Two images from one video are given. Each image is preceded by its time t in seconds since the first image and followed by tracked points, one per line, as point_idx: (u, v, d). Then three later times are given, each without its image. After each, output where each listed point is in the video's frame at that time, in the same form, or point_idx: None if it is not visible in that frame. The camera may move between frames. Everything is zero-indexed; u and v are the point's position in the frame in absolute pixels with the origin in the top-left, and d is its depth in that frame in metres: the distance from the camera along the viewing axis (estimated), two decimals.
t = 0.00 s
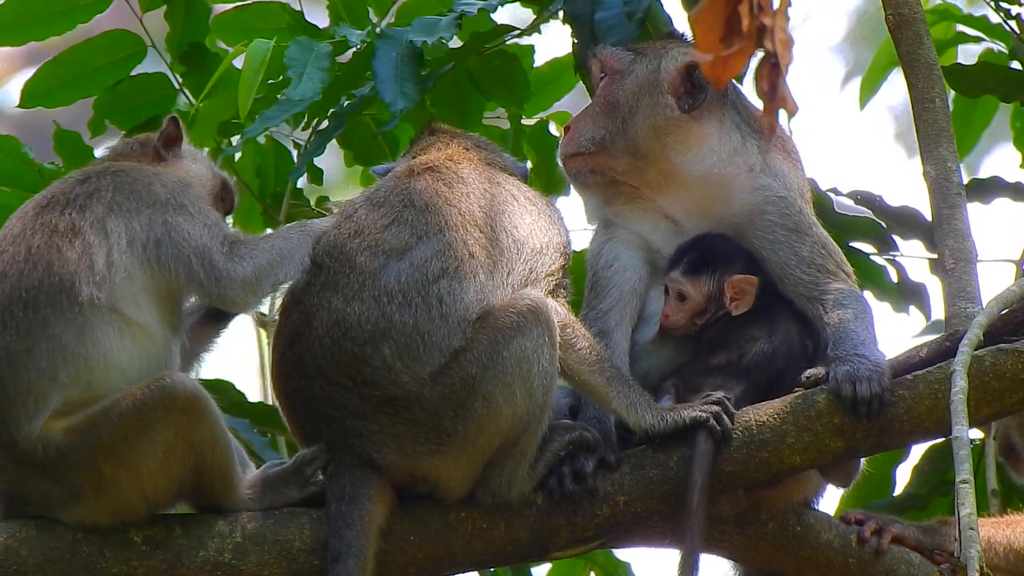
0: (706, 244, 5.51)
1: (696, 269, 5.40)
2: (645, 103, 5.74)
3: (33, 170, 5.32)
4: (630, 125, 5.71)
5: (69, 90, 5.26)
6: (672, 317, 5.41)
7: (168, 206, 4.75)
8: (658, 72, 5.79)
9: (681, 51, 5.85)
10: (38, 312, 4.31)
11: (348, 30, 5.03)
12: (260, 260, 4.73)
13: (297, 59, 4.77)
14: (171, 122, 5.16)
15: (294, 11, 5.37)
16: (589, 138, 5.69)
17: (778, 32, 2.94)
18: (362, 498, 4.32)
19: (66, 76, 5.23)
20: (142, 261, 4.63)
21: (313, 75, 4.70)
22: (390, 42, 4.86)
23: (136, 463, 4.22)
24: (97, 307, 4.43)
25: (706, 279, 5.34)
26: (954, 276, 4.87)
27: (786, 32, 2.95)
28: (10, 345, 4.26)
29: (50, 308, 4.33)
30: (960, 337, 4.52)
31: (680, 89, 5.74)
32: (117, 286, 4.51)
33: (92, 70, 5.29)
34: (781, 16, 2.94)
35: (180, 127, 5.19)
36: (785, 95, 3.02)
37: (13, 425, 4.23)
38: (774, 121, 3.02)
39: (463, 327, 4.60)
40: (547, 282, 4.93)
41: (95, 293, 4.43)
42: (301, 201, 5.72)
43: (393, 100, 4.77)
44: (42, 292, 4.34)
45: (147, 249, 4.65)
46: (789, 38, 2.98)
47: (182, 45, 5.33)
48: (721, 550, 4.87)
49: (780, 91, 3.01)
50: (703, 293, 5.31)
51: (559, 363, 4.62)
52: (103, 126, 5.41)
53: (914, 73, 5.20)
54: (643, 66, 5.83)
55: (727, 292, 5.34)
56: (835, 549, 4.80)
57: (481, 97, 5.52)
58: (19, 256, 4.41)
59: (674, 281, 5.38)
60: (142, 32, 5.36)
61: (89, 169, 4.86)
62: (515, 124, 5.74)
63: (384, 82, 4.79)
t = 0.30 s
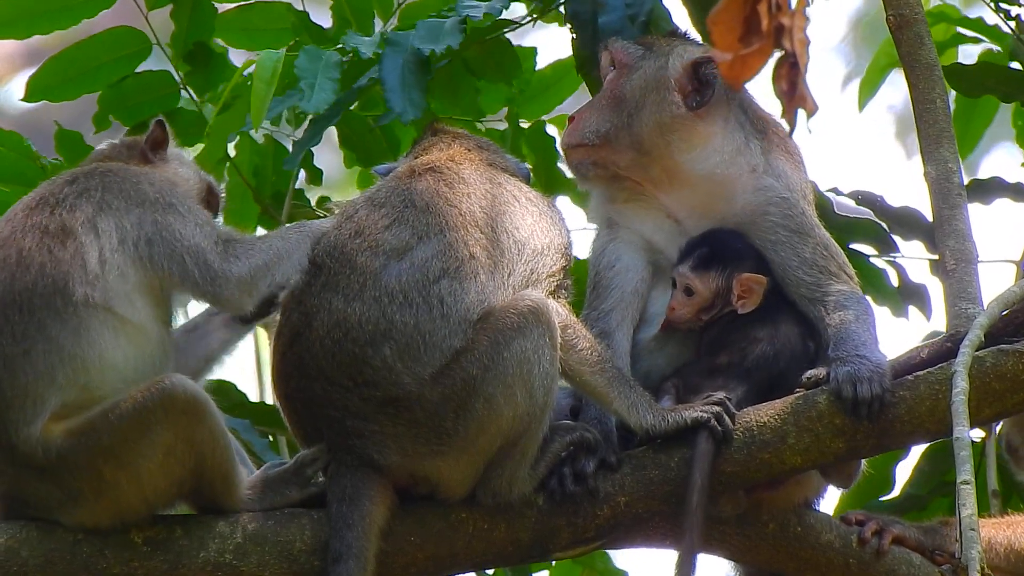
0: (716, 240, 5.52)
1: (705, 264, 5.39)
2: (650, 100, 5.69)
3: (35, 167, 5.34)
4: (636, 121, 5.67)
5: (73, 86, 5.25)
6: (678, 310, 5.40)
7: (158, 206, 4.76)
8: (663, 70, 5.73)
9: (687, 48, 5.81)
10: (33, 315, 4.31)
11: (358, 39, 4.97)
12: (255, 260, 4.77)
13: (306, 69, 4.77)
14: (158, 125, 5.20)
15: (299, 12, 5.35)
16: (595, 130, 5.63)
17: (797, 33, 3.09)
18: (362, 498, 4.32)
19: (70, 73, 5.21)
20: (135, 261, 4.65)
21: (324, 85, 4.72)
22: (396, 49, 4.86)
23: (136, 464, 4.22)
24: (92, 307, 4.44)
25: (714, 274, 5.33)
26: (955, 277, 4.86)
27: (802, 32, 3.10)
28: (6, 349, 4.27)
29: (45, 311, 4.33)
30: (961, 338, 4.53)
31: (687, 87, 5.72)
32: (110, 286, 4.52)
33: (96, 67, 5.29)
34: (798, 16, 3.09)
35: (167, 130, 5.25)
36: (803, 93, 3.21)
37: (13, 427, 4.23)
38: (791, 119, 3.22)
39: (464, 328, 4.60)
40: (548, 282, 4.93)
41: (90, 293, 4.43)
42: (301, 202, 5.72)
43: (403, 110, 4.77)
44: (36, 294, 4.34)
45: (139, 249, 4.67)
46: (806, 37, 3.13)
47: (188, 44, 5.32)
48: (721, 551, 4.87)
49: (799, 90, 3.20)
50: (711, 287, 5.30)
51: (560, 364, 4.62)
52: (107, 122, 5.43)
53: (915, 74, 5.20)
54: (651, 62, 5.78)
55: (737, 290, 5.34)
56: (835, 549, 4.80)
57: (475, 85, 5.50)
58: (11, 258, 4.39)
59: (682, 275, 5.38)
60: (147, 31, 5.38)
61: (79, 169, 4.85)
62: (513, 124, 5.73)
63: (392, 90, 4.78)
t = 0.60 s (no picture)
0: (716, 241, 5.51)
1: (707, 264, 5.38)
2: (654, 96, 5.72)
3: (37, 168, 5.34)
4: (638, 116, 5.69)
5: (75, 87, 5.27)
6: (678, 311, 5.39)
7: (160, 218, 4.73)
8: (669, 67, 5.78)
9: (694, 48, 5.83)
10: (31, 319, 4.32)
11: (355, 33, 4.96)
12: (226, 302, 4.69)
13: (302, 61, 4.77)
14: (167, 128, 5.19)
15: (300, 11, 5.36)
16: (597, 122, 5.65)
17: (796, 28, 2.99)
18: (362, 498, 4.31)
19: (70, 74, 5.23)
20: (130, 273, 4.60)
21: (320, 78, 4.71)
22: (394, 42, 4.87)
23: (135, 470, 4.22)
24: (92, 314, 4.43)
25: (716, 275, 5.33)
26: (955, 277, 4.86)
27: (802, 27, 3.00)
28: (5, 353, 4.29)
29: (44, 317, 4.34)
30: (961, 338, 4.53)
31: (692, 88, 5.73)
32: (109, 295, 4.50)
33: (97, 68, 5.30)
34: (798, 12, 2.98)
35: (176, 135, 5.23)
36: (802, 88, 3.09)
37: (13, 429, 4.24)
38: (790, 115, 3.09)
39: (461, 326, 4.60)
40: (545, 282, 4.93)
41: (87, 301, 4.42)
42: (303, 202, 5.76)
43: (399, 103, 4.79)
44: (34, 298, 4.35)
45: (135, 260, 4.62)
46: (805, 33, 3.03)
47: (189, 45, 5.41)
48: (721, 551, 4.87)
49: (798, 84, 3.07)
50: (712, 288, 5.29)
51: (558, 363, 4.61)
52: (107, 124, 5.40)
53: (915, 74, 5.20)
54: (658, 59, 5.82)
55: (737, 290, 5.35)
56: (835, 550, 4.80)
57: (466, 81, 5.50)
58: (10, 261, 4.40)
59: (682, 276, 5.37)
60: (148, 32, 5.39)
61: (86, 176, 4.85)
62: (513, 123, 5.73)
63: (389, 83, 4.81)
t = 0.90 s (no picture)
0: (715, 241, 5.51)
1: (708, 264, 5.39)
2: (653, 95, 5.71)
3: (41, 165, 5.37)
4: (636, 114, 5.68)
5: (83, 85, 5.29)
6: (680, 313, 5.39)
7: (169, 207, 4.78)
8: (670, 66, 5.78)
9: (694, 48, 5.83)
10: (40, 317, 4.31)
11: (358, 36, 5.00)
12: (243, 272, 4.76)
13: (306, 64, 4.79)
14: (172, 132, 5.19)
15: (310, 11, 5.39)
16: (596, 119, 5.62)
17: (785, 30, 2.95)
18: (362, 498, 4.31)
19: (79, 72, 5.25)
20: (145, 266, 4.64)
21: (323, 83, 4.75)
22: (394, 46, 4.88)
23: (137, 469, 4.22)
24: (101, 311, 4.44)
25: (716, 274, 5.34)
26: (955, 278, 4.86)
27: (792, 29, 2.96)
28: (13, 352, 4.27)
29: (53, 314, 4.34)
30: (961, 338, 4.53)
31: (691, 88, 5.73)
32: (122, 293, 4.52)
33: (105, 67, 5.34)
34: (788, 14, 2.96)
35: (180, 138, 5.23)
36: (789, 92, 3.00)
37: (14, 428, 4.23)
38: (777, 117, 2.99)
39: (464, 327, 4.60)
40: (547, 284, 4.93)
41: (99, 297, 4.44)
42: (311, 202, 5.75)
43: (402, 107, 4.81)
44: (45, 295, 4.34)
45: (149, 253, 4.67)
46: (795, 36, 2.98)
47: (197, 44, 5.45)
48: (722, 552, 4.87)
49: (785, 86, 2.99)
50: (713, 288, 5.31)
51: (560, 364, 4.61)
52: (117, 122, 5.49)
53: (915, 74, 5.20)
54: (658, 58, 5.82)
55: (737, 288, 5.36)
56: (836, 550, 4.80)
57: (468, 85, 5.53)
58: (23, 258, 4.39)
59: (683, 277, 5.37)
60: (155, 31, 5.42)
61: (94, 172, 4.86)
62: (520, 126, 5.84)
63: (391, 87, 4.80)
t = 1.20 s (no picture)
0: (714, 241, 5.51)
1: (707, 266, 5.39)
2: (656, 94, 5.71)
3: (45, 159, 5.40)
4: (639, 112, 5.68)
5: (92, 83, 5.30)
6: (682, 317, 5.39)
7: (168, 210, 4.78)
8: (674, 65, 5.76)
9: (699, 48, 5.82)
10: (38, 316, 4.35)
11: (356, 39, 5.02)
12: (241, 277, 4.71)
13: (304, 68, 4.82)
14: (174, 133, 5.19)
15: (320, 13, 5.39)
16: (599, 115, 5.63)
17: (796, 35, 3.00)
18: (362, 499, 4.31)
19: (88, 71, 5.27)
20: (142, 267, 4.64)
21: (321, 86, 4.76)
22: (394, 49, 4.89)
23: (137, 468, 4.23)
24: (99, 311, 4.46)
25: (716, 276, 5.34)
26: (955, 278, 4.86)
27: (802, 33, 3.02)
28: (11, 350, 4.30)
29: (51, 313, 4.36)
30: (961, 338, 4.54)
31: (694, 87, 5.72)
32: (120, 292, 4.54)
33: (114, 66, 5.34)
34: (798, 18, 3.00)
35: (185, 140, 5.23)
36: (802, 95, 3.05)
37: (14, 428, 4.25)
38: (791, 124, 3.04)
39: (465, 329, 4.60)
40: (548, 285, 4.92)
41: (97, 297, 4.46)
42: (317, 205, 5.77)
43: (401, 109, 4.80)
44: (44, 296, 4.38)
45: (146, 255, 4.67)
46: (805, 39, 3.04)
47: (207, 44, 5.46)
48: (722, 552, 4.87)
49: (798, 92, 3.04)
50: (713, 290, 5.31)
51: (560, 365, 4.60)
52: (126, 122, 5.48)
53: (915, 74, 5.20)
54: (662, 56, 5.82)
55: (737, 288, 5.35)
56: (836, 550, 4.80)
57: (473, 87, 5.57)
58: (22, 258, 4.44)
59: (682, 279, 5.37)
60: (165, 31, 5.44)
61: (95, 172, 4.88)
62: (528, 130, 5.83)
63: (391, 89, 4.81)
